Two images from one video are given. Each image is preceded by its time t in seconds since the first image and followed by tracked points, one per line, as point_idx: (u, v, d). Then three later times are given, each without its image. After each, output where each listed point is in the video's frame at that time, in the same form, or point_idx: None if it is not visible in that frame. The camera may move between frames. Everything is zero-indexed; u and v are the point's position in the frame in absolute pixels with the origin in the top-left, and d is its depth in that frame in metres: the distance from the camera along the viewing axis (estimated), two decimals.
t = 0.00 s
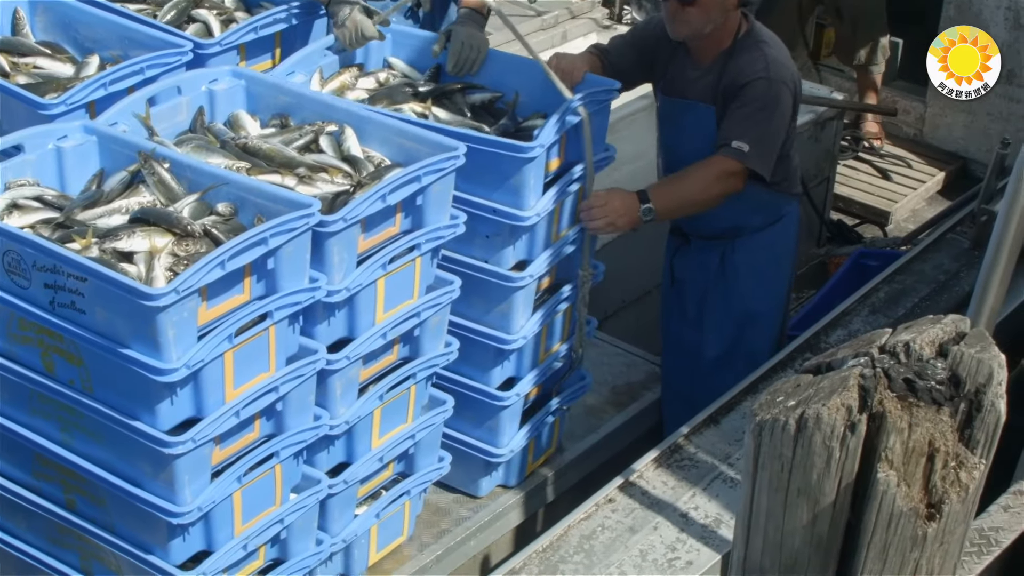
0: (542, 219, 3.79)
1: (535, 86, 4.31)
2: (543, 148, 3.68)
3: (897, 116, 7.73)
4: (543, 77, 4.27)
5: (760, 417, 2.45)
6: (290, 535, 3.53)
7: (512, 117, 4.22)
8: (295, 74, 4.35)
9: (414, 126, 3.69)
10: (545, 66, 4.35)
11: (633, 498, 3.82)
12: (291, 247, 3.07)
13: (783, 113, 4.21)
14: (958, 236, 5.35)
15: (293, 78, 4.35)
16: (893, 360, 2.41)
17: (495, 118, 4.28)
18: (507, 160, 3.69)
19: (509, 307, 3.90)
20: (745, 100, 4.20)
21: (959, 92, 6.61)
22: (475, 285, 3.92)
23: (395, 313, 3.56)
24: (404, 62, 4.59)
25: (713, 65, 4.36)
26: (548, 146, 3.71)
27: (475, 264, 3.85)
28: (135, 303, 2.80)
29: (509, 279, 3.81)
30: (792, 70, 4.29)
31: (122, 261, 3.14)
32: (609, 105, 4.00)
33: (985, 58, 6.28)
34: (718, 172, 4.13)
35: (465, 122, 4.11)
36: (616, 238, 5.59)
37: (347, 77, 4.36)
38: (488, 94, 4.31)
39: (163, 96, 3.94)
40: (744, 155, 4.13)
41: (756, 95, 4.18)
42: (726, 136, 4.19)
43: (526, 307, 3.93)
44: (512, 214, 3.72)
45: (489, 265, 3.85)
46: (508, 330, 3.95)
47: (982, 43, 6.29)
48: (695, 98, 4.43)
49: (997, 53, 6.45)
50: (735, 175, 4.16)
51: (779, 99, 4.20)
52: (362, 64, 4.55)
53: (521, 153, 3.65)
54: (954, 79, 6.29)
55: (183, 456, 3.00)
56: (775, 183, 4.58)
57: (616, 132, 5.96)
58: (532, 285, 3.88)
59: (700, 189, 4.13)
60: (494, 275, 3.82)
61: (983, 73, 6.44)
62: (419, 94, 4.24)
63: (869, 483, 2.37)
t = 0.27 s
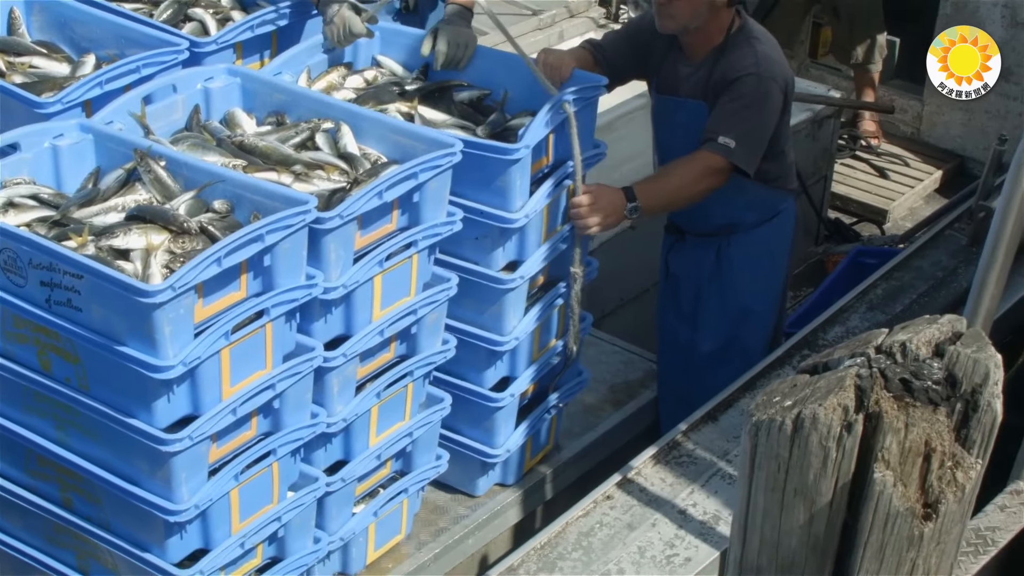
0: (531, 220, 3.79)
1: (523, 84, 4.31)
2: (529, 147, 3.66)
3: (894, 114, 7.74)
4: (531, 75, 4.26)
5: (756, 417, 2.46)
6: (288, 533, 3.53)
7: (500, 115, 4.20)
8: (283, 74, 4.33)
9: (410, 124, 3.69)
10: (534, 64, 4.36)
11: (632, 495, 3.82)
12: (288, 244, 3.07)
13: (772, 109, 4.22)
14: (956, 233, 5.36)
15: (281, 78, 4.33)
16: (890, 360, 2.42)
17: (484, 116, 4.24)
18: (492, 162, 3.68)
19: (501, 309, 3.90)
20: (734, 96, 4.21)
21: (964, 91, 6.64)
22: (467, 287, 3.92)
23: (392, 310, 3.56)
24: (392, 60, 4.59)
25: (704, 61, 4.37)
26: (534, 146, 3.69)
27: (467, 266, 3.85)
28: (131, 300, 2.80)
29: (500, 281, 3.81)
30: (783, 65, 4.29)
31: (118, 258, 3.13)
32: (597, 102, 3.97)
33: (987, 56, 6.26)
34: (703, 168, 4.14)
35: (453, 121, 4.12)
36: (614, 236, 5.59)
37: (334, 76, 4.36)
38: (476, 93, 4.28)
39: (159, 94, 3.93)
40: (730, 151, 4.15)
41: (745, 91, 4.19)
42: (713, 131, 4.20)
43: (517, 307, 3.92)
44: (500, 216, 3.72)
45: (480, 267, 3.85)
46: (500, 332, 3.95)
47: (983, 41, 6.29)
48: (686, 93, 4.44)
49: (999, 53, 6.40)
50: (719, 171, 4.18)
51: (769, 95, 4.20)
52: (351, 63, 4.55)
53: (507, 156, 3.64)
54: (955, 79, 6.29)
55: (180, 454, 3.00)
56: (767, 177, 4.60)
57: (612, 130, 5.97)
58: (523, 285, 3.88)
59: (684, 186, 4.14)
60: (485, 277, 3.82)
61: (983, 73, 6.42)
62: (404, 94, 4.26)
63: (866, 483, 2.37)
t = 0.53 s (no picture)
0: (518, 217, 3.79)
1: (514, 80, 4.31)
2: (515, 146, 3.64)
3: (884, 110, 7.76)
4: (522, 73, 4.26)
5: (746, 415, 2.45)
6: (279, 530, 3.52)
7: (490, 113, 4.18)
8: (274, 69, 4.33)
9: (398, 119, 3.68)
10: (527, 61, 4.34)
11: (624, 490, 3.83)
12: (277, 239, 3.07)
13: (759, 107, 4.21)
14: (947, 228, 5.37)
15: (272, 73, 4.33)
16: (880, 358, 2.42)
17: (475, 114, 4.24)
18: (478, 159, 3.68)
19: (488, 306, 3.89)
20: (720, 92, 4.20)
21: (963, 91, 7.09)
22: (454, 284, 3.92)
23: (382, 306, 3.56)
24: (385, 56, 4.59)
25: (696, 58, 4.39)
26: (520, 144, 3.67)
27: (454, 263, 3.85)
28: (120, 296, 2.79)
29: (486, 279, 3.81)
30: (773, 63, 4.30)
31: (107, 255, 3.12)
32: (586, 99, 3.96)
33: (984, 57, 6.86)
34: (689, 167, 4.11)
35: (441, 117, 4.11)
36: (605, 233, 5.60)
37: (327, 72, 4.35)
38: (468, 90, 4.29)
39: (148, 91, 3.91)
40: (715, 149, 4.13)
41: (731, 87, 4.18)
42: (696, 127, 4.17)
43: (504, 305, 3.92)
44: (486, 213, 3.72)
45: (466, 264, 3.85)
46: (487, 329, 3.95)
47: (983, 43, 6.87)
48: (678, 91, 4.46)
49: (999, 53, 6.88)
50: (704, 169, 4.16)
51: (756, 93, 4.20)
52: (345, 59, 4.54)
53: (492, 152, 3.63)
54: (953, 79, 7.01)
55: (170, 451, 2.99)
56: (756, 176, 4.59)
57: (603, 128, 5.97)
58: (510, 283, 3.88)
59: (670, 185, 4.11)
60: (471, 274, 3.82)
61: (983, 73, 6.93)
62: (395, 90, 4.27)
63: (856, 481, 2.38)
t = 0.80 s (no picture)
0: (527, 220, 3.78)
1: (527, 79, 4.29)
2: (528, 148, 3.63)
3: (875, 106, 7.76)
4: (536, 74, 4.25)
5: (736, 414, 2.46)
6: (271, 529, 3.52)
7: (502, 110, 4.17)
8: (284, 56, 4.28)
9: (388, 116, 3.68)
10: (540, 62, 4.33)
11: (616, 488, 3.83)
12: (267, 238, 3.06)
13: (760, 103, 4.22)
14: (938, 224, 5.38)
15: (283, 60, 4.28)
16: (870, 356, 2.43)
17: (485, 111, 4.24)
18: (490, 160, 3.66)
19: (492, 308, 3.89)
20: (722, 89, 4.20)
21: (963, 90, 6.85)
22: (459, 284, 3.91)
23: (373, 305, 3.56)
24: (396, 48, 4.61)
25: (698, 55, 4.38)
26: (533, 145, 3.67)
27: (460, 264, 3.84)
28: (110, 295, 2.78)
29: (493, 280, 3.80)
30: (775, 60, 4.29)
31: (97, 254, 3.11)
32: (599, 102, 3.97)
33: (985, 56, 6.50)
34: (693, 164, 4.11)
35: (451, 114, 4.10)
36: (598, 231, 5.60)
37: (338, 63, 4.35)
38: (479, 86, 4.29)
39: (138, 90, 3.90)
40: (717, 146, 4.13)
41: (734, 84, 4.18)
42: (700, 125, 4.17)
43: (509, 306, 3.92)
44: (495, 215, 3.69)
45: (472, 265, 3.84)
46: (491, 330, 3.95)
47: (983, 43, 6.53)
48: (681, 86, 4.47)
49: (999, 53, 6.54)
50: (707, 167, 4.16)
51: (757, 90, 4.21)
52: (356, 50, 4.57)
53: (508, 155, 3.61)
54: (954, 79, 6.73)
55: (161, 450, 2.98)
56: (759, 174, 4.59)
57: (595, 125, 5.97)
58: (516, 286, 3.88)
59: (676, 182, 4.10)
60: (478, 276, 3.81)
61: (983, 73, 6.65)
62: (406, 83, 4.27)
63: (846, 479, 2.38)
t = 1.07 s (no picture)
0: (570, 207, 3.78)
1: (557, 59, 4.31)
2: (574, 136, 3.63)
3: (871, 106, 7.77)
4: (569, 54, 4.27)
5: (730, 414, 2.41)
6: (266, 532, 3.51)
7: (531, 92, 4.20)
8: (314, 40, 4.22)
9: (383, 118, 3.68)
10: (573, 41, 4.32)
11: (612, 491, 3.83)
12: (263, 240, 3.05)
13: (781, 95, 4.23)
14: (932, 225, 5.39)
15: (313, 44, 4.22)
16: (864, 356, 2.41)
17: (516, 92, 4.25)
18: (539, 148, 3.64)
19: (533, 294, 3.88)
20: (744, 84, 4.20)
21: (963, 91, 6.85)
22: (497, 271, 3.88)
23: (369, 307, 3.56)
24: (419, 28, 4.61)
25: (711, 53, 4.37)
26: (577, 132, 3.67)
27: (500, 250, 3.81)
28: (105, 298, 2.77)
29: (535, 267, 3.78)
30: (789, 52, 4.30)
31: (93, 257, 3.11)
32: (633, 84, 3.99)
33: (986, 58, 6.54)
34: (723, 157, 4.12)
35: (486, 97, 4.12)
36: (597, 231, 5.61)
37: (366, 44, 4.32)
38: (508, 67, 4.30)
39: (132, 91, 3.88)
40: (747, 139, 4.13)
41: (756, 78, 4.19)
42: (728, 120, 4.17)
43: (548, 293, 3.90)
44: (542, 203, 3.69)
45: (513, 252, 3.81)
46: (531, 316, 3.92)
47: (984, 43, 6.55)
48: (694, 85, 4.45)
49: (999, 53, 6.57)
50: (739, 160, 4.16)
51: (779, 82, 4.21)
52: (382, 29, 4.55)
53: (555, 143, 3.60)
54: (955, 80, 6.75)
55: (157, 453, 2.98)
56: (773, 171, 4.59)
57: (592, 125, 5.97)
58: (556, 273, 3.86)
59: (707, 174, 4.12)
60: (520, 263, 3.78)
61: (984, 73, 6.65)
62: (438, 65, 4.27)
63: (840, 479, 2.34)
